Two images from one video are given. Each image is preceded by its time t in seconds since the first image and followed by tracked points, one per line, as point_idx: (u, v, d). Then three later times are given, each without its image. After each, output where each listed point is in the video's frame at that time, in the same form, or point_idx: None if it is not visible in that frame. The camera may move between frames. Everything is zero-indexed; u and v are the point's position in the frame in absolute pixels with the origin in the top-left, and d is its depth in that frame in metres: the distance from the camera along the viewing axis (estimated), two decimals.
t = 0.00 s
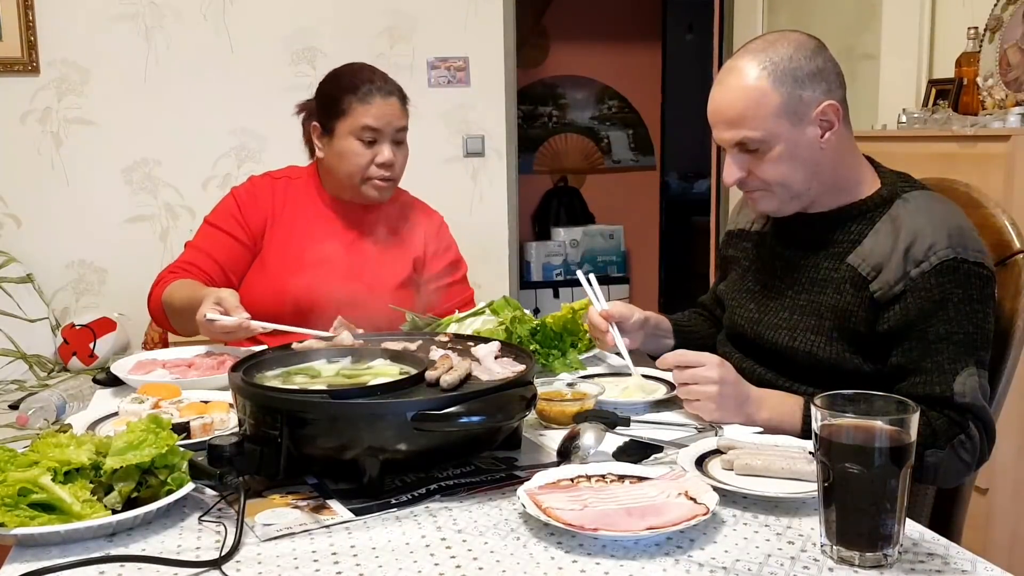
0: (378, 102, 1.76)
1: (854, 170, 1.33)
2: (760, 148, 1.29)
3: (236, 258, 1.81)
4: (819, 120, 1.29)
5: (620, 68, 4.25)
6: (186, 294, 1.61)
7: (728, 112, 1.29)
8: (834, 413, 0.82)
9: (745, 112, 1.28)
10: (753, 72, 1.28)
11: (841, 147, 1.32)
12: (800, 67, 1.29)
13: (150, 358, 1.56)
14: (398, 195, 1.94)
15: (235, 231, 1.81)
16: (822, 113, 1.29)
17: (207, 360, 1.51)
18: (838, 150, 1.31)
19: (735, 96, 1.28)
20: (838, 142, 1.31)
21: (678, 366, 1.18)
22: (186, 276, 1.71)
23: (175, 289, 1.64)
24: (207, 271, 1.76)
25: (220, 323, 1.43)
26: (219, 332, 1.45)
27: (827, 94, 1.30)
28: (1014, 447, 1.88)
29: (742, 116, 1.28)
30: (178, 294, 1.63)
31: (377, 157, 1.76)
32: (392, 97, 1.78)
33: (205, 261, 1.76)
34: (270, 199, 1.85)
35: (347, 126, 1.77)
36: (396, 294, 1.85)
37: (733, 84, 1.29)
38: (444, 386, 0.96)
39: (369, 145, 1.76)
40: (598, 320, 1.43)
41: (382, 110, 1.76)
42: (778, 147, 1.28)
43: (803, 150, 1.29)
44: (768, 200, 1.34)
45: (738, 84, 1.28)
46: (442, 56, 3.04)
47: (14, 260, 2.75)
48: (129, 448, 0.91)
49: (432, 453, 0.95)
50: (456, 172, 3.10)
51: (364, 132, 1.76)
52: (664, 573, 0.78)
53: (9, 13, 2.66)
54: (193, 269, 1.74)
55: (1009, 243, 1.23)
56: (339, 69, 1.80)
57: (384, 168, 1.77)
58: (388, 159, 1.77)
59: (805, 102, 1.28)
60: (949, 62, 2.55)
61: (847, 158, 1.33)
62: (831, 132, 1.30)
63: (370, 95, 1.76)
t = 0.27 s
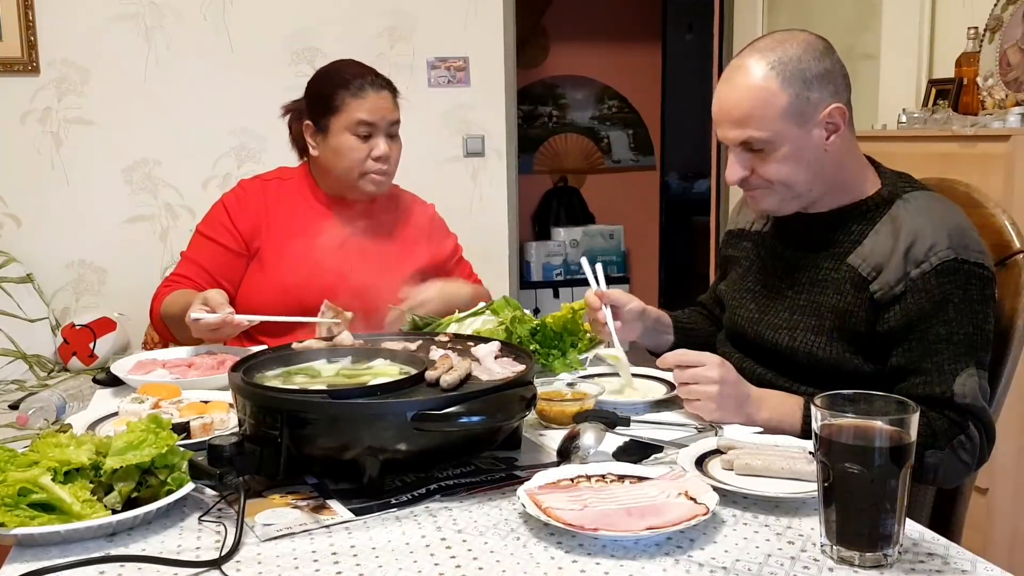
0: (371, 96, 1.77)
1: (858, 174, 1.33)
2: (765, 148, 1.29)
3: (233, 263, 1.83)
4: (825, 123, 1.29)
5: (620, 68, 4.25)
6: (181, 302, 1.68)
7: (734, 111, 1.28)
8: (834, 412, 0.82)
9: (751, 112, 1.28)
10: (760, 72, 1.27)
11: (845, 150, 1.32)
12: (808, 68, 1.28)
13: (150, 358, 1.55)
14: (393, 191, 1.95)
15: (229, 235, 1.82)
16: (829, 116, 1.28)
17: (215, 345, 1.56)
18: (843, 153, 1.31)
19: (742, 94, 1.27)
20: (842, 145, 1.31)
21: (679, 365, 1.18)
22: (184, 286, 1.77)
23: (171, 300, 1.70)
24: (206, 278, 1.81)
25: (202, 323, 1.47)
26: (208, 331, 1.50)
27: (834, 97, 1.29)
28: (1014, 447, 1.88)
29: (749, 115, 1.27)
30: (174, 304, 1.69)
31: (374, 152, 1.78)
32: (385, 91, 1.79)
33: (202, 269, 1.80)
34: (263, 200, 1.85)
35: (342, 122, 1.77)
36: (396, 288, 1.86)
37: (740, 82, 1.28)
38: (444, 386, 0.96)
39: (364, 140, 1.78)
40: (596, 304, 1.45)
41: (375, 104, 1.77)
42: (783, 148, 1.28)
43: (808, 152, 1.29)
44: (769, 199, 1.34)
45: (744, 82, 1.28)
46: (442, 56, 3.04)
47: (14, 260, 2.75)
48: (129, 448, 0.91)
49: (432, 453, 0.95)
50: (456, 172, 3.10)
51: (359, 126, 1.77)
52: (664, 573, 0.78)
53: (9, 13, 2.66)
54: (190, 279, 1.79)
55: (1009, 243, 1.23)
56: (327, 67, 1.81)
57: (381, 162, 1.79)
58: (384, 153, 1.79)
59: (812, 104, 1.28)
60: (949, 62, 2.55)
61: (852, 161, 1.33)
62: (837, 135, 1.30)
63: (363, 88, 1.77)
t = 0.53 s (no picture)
0: (363, 91, 1.78)
1: (864, 180, 1.33)
2: (770, 147, 1.29)
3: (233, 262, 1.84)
4: (832, 126, 1.29)
5: (620, 68, 4.25)
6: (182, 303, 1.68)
7: (742, 108, 1.28)
8: (834, 412, 0.82)
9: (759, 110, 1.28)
10: (770, 70, 1.27)
11: (851, 155, 1.32)
12: (820, 70, 1.28)
13: (150, 358, 1.55)
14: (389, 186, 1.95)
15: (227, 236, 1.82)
16: (837, 121, 1.29)
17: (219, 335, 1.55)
18: (848, 157, 1.32)
19: (751, 91, 1.27)
20: (848, 149, 1.31)
21: (679, 365, 1.18)
22: (185, 288, 1.77)
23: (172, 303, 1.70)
24: (206, 279, 1.81)
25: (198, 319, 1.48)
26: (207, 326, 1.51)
27: (844, 101, 1.30)
28: (1014, 447, 1.88)
29: (757, 113, 1.27)
30: (175, 306, 1.69)
31: (370, 146, 1.78)
32: (378, 86, 1.80)
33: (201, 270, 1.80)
34: (260, 200, 1.85)
35: (337, 117, 1.77)
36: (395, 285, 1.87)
37: (748, 79, 1.28)
38: (444, 386, 0.96)
39: (359, 135, 1.78)
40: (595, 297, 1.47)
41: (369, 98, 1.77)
42: (788, 149, 1.29)
43: (814, 154, 1.29)
44: (769, 198, 1.35)
45: (754, 79, 1.28)
46: (442, 56, 3.04)
47: (14, 260, 2.75)
48: (129, 447, 0.91)
49: (432, 453, 0.95)
50: (456, 172, 3.10)
51: (354, 121, 1.77)
52: (664, 573, 0.78)
53: (10, 13, 2.66)
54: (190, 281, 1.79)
55: (1009, 244, 1.23)
56: (318, 65, 1.82)
57: (377, 155, 1.79)
58: (380, 146, 1.79)
59: (821, 107, 1.28)
60: (948, 63, 2.55)
61: (857, 165, 1.33)
62: (842, 139, 1.30)
63: (356, 82, 1.77)
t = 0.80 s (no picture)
0: (355, 88, 1.78)
1: (865, 186, 1.34)
2: (773, 149, 1.29)
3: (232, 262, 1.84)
4: (838, 131, 1.30)
5: (620, 68, 4.25)
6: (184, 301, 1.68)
7: (748, 108, 1.27)
8: (833, 412, 0.82)
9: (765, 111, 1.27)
10: (777, 72, 1.27)
11: (852, 160, 1.32)
12: (829, 75, 1.28)
13: (150, 358, 1.55)
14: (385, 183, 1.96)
15: (225, 235, 1.82)
16: (841, 126, 1.29)
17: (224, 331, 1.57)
18: (849, 163, 1.32)
19: (759, 92, 1.26)
20: (850, 155, 1.32)
21: (678, 366, 1.18)
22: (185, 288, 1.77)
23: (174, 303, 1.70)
24: (205, 279, 1.81)
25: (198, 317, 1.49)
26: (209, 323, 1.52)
27: (850, 107, 1.30)
28: (1014, 447, 1.88)
29: (762, 115, 1.27)
30: (176, 305, 1.69)
31: (363, 143, 1.78)
32: (369, 82, 1.80)
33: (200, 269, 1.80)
34: (258, 200, 1.85)
35: (330, 114, 1.78)
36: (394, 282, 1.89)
37: (754, 80, 1.28)
38: (444, 386, 0.96)
39: (352, 133, 1.78)
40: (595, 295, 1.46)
41: (363, 96, 1.78)
42: (791, 152, 1.28)
43: (816, 158, 1.29)
44: (768, 200, 1.35)
45: (761, 79, 1.27)
46: (442, 56, 3.04)
47: (14, 260, 2.75)
48: (129, 447, 0.91)
49: (432, 453, 0.95)
50: (456, 172, 3.11)
51: (347, 118, 1.77)
52: (664, 573, 0.78)
53: (10, 13, 2.66)
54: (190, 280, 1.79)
55: (1008, 244, 1.23)
56: (311, 64, 1.82)
57: (371, 153, 1.79)
58: (373, 143, 1.79)
59: (828, 112, 1.28)
60: (949, 62, 2.55)
61: (858, 171, 1.33)
62: (846, 145, 1.31)
63: (348, 79, 1.78)
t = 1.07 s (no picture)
0: (346, 87, 1.79)
1: (868, 187, 1.34)
2: (779, 150, 1.28)
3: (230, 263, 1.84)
4: (843, 133, 1.29)
5: (620, 68, 4.25)
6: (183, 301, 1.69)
7: (756, 109, 1.27)
8: (833, 412, 0.82)
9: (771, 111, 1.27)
10: (785, 71, 1.26)
11: (856, 162, 1.32)
12: (837, 77, 1.27)
13: (150, 358, 1.55)
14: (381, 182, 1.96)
15: (222, 236, 1.83)
16: (846, 128, 1.29)
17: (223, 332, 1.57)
18: (853, 165, 1.32)
19: (768, 93, 1.26)
20: (854, 157, 1.31)
21: (678, 366, 1.18)
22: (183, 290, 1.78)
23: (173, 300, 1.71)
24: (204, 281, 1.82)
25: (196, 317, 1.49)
26: (207, 323, 1.52)
27: (856, 109, 1.30)
28: (1014, 447, 1.88)
29: (768, 115, 1.26)
30: (175, 306, 1.70)
31: (355, 141, 1.77)
32: (361, 81, 1.81)
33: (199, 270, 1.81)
34: (255, 201, 1.86)
35: (322, 113, 1.78)
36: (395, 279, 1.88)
37: (762, 79, 1.27)
38: (444, 386, 0.96)
39: (345, 131, 1.78)
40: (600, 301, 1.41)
41: (355, 94, 1.78)
42: (797, 153, 1.28)
43: (821, 159, 1.29)
44: (772, 200, 1.34)
45: (768, 79, 1.26)
46: (442, 56, 3.04)
47: (14, 260, 2.74)
48: (129, 447, 0.91)
49: (432, 453, 0.95)
50: (456, 172, 3.11)
51: (339, 117, 1.77)
52: (664, 573, 0.78)
53: (10, 13, 2.66)
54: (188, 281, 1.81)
55: (1009, 243, 1.23)
56: (303, 66, 1.85)
57: (364, 151, 1.78)
58: (366, 142, 1.78)
59: (834, 114, 1.28)
60: (949, 62, 2.55)
61: (862, 173, 1.33)
62: (851, 147, 1.30)
63: (339, 79, 1.79)
